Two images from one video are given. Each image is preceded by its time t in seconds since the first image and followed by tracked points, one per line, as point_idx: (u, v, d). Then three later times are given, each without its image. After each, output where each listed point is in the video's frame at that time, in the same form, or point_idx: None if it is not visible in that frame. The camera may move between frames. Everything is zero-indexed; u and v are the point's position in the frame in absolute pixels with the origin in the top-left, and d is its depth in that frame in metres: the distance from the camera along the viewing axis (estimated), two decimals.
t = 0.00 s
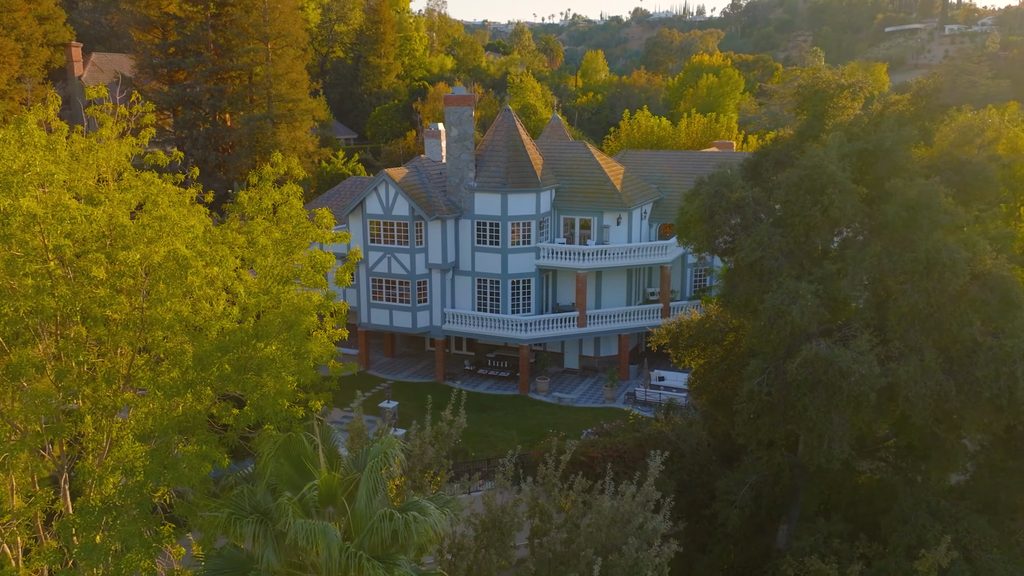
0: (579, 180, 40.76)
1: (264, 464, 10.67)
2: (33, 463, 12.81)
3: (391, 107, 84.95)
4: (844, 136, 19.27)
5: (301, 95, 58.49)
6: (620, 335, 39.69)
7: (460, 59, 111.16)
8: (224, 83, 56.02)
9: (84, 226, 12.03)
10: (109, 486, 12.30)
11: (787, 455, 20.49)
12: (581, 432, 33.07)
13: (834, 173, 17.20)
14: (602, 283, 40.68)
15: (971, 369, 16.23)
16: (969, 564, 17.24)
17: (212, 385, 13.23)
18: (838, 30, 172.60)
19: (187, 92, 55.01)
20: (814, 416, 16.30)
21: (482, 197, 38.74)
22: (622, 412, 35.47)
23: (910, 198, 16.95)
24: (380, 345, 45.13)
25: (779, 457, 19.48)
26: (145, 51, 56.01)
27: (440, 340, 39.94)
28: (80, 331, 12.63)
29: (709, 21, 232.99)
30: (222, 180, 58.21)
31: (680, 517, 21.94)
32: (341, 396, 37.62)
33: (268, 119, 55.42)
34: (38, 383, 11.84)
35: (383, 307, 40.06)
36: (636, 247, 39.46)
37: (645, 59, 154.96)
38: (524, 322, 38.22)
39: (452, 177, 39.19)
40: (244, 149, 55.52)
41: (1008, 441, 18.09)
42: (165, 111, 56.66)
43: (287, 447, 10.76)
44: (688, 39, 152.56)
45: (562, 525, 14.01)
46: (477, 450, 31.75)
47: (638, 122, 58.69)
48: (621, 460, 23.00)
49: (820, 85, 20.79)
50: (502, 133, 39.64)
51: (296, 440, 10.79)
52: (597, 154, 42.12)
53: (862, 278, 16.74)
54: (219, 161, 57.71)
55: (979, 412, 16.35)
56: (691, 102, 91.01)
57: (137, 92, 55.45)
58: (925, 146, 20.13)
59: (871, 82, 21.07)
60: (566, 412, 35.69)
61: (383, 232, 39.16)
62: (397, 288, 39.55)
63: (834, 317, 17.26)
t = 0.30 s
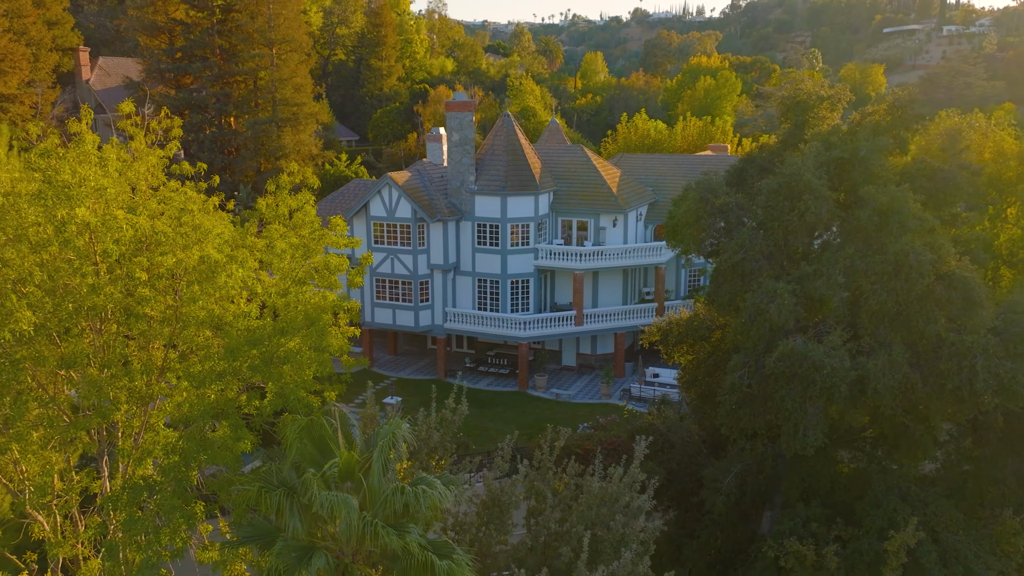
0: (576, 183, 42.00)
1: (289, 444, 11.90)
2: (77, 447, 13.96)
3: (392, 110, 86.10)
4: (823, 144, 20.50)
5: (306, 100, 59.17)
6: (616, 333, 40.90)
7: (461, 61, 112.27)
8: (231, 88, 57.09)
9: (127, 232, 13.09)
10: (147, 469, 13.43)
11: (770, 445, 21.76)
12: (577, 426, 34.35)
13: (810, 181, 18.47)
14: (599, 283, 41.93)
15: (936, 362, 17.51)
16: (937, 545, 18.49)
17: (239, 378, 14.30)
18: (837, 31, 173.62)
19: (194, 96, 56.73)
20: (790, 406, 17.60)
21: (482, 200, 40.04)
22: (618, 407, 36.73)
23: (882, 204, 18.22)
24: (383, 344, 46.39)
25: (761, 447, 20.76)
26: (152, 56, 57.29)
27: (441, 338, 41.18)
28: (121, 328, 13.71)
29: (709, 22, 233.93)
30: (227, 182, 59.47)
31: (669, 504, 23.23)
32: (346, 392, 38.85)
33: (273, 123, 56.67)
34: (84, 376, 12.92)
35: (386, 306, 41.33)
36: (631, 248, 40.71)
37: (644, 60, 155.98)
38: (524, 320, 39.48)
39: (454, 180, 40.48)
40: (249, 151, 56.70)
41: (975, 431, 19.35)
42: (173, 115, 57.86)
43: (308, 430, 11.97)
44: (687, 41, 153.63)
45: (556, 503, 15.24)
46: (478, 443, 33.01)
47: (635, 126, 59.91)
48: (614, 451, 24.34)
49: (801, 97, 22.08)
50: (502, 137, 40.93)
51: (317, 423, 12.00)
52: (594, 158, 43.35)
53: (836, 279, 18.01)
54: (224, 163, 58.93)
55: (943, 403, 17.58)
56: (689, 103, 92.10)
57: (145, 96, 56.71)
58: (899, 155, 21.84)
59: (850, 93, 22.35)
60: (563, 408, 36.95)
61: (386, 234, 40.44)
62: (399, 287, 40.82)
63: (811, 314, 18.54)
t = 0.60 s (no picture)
0: (573, 186, 43.26)
1: (311, 429, 13.21)
2: (113, 433, 15.15)
3: (394, 113, 87.30)
4: (803, 153, 21.77)
5: (310, 104, 60.72)
6: (613, 332, 42.19)
7: (461, 64, 113.45)
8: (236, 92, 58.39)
9: (165, 234, 14.25)
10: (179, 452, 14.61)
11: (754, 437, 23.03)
12: (574, 421, 35.64)
13: (789, 188, 19.75)
14: (596, 283, 43.22)
15: (905, 357, 18.81)
16: (908, 528, 19.79)
17: (262, 370, 15.49)
18: (835, 32, 175.10)
19: (200, 100, 57.67)
20: (768, 398, 18.94)
21: (483, 202, 41.33)
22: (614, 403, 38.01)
23: (856, 210, 19.49)
24: (386, 342, 47.65)
25: (745, 437, 22.05)
26: (160, 60, 58.51)
27: (443, 337, 42.43)
28: (155, 323, 14.86)
29: (708, 23, 234.94)
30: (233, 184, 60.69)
31: (660, 493, 24.51)
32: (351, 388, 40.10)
33: (278, 126, 57.95)
34: (126, 367, 14.08)
35: (389, 306, 42.59)
36: (627, 249, 41.97)
37: (643, 62, 157.23)
38: (523, 319, 40.75)
39: (455, 184, 41.76)
40: (254, 154, 57.91)
41: (944, 422, 20.64)
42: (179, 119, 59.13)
43: (330, 417, 13.30)
44: (686, 43, 154.66)
45: (550, 485, 16.44)
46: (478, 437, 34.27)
47: (632, 129, 61.18)
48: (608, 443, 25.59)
49: (784, 107, 23.38)
50: (501, 142, 42.20)
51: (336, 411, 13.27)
52: (591, 161, 44.62)
53: (813, 279, 19.30)
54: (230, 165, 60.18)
55: (912, 396, 18.85)
56: (686, 105, 93.48)
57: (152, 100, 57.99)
58: (875, 161, 23.19)
59: (831, 104, 23.62)
60: (561, 403, 38.24)
61: (389, 235, 41.67)
62: (402, 287, 42.09)
63: (790, 312, 19.82)
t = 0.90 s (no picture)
0: (572, 189, 44.54)
1: (331, 417, 14.53)
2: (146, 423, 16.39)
3: (395, 115, 88.52)
4: (786, 161, 23.07)
5: (314, 108, 61.88)
6: (610, 331, 43.47)
7: (461, 66, 114.64)
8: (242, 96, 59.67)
9: (199, 239, 15.53)
10: (208, 439, 15.87)
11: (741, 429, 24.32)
12: (573, 416, 36.87)
13: (772, 195, 21.06)
14: (593, 283, 44.52)
15: (879, 353, 20.13)
16: (884, 514, 21.09)
17: (285, 364, 16.69)
18: (833, 33, 176.47)
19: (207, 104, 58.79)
20: (752, 391, 20.28)
21: (484, 205, 42.61)
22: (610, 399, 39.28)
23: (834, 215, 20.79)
24: (389, 341, 48.93)
25: (732, 429, 23.34)
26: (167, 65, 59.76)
27: (445, 336, 43.71)
28: (187, 321, 16.11)
29: (707, 24, 236.05)
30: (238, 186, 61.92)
31: (654, 483, 25.81)
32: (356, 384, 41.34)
33: (283, 130, 59.22)
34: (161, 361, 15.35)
35: (393, 305, 43.89)
36: (624, 250, 43.27)
37: (643, 64, 158.31)
38: (522, 318, 42.03)
39: (457, 187, 43.05)
40: (260, 157, 59.16)
41: (919, 414, 21.94)
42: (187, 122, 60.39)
43: (347, 407, 14.61)
44: (684, 45, 155.80)
45: (546, 471, 17.76)
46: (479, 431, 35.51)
47: (630, 132, 62.50)
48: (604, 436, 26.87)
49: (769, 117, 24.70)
50: (502, 146, 43.44)
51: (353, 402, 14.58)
52: (589, 165, 45.90)
53: (794, 280, 20.63)
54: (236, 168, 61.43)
55: (887, 389, 20.16)
56: (685, 107, 94.83)
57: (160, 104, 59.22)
58: (855, 167, 24.56)
59: (815, 115, 24.92)
60: (559, 399, 39.50)
61: (393, 237, 42.91)
62: (405, 287, 43.37)
63: (772, 311, 21.12)
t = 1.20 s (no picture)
0: (571, 192, 45.85)
1: (349, 407, 15.82)
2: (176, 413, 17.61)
3: (398, 118, 89.78)
4: (774, 168, 24.40)
5: (319, 112, 63.12)
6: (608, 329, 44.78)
7: (463, 68, 115.85)
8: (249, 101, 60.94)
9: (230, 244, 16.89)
10: (235, 427, 17.16)
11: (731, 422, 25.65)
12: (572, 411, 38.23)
13: (759, 200, 22.38)
14: (592, 283, 45.86)
15: (859, 349, 21.44)
16: (864, 501, 22.40)
17: (306, 359, 17.97)
18: (832, 34, 177.56)
19: (215, 108, 60.02)
20: (740, 385, 21.60)
21: (486, 207, 43.88)
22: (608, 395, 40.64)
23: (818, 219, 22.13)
24: (394, 340, 50.19)
25: (722, 422, 24.67)
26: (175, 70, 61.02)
27: (448, 334, 44.95)
28: (216, 320, 17.37)
29: (707, 25, 237.19)
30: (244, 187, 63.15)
31: (649, 474, 27.12)
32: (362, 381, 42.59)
33: (289, 133, 60.50)
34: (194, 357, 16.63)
35: (397, 305, 45.17)
36: (622, 252, 44.61)
37: (642, 65, 159.44)
38: (523, 317, 43.32)
39: (459, 190, 44.32)
40: (266, 160, 60.41)
41: (898, 408, 23.26)
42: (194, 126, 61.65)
43: (363, 396, 15.92)
44: (684, 47, 156.94)
45: (546, 458, 19.10)
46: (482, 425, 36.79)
47: (628, 135, 63.81)
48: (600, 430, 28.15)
49: (758, 126, 26.08)
50: (503, 150, 44.71)
51: (370, 392, 15.88)
52: (588, 168, 47.20)
53: (780, 280, 21.93)
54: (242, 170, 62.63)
55: (866, 383, 21.51)
56: (683, 110, 96.08)
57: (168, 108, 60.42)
58: (840, 173, 25.87)
59: (802, 123, 26.24)
60: (559, 395, 40.84)
61: (398, 238, 44.14)
62: (409, 287, 44.63)
63: (759, 309, 22.43)
